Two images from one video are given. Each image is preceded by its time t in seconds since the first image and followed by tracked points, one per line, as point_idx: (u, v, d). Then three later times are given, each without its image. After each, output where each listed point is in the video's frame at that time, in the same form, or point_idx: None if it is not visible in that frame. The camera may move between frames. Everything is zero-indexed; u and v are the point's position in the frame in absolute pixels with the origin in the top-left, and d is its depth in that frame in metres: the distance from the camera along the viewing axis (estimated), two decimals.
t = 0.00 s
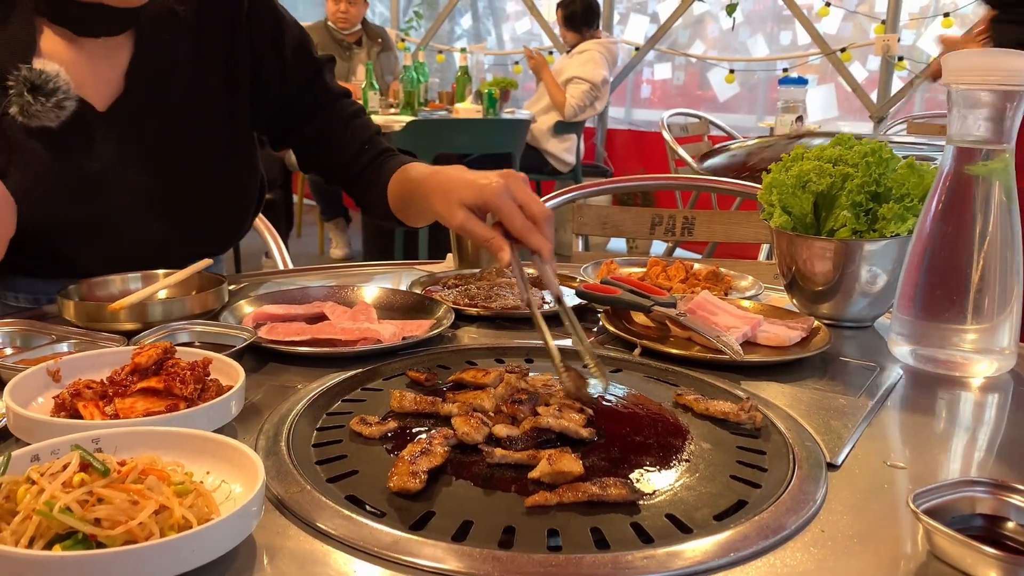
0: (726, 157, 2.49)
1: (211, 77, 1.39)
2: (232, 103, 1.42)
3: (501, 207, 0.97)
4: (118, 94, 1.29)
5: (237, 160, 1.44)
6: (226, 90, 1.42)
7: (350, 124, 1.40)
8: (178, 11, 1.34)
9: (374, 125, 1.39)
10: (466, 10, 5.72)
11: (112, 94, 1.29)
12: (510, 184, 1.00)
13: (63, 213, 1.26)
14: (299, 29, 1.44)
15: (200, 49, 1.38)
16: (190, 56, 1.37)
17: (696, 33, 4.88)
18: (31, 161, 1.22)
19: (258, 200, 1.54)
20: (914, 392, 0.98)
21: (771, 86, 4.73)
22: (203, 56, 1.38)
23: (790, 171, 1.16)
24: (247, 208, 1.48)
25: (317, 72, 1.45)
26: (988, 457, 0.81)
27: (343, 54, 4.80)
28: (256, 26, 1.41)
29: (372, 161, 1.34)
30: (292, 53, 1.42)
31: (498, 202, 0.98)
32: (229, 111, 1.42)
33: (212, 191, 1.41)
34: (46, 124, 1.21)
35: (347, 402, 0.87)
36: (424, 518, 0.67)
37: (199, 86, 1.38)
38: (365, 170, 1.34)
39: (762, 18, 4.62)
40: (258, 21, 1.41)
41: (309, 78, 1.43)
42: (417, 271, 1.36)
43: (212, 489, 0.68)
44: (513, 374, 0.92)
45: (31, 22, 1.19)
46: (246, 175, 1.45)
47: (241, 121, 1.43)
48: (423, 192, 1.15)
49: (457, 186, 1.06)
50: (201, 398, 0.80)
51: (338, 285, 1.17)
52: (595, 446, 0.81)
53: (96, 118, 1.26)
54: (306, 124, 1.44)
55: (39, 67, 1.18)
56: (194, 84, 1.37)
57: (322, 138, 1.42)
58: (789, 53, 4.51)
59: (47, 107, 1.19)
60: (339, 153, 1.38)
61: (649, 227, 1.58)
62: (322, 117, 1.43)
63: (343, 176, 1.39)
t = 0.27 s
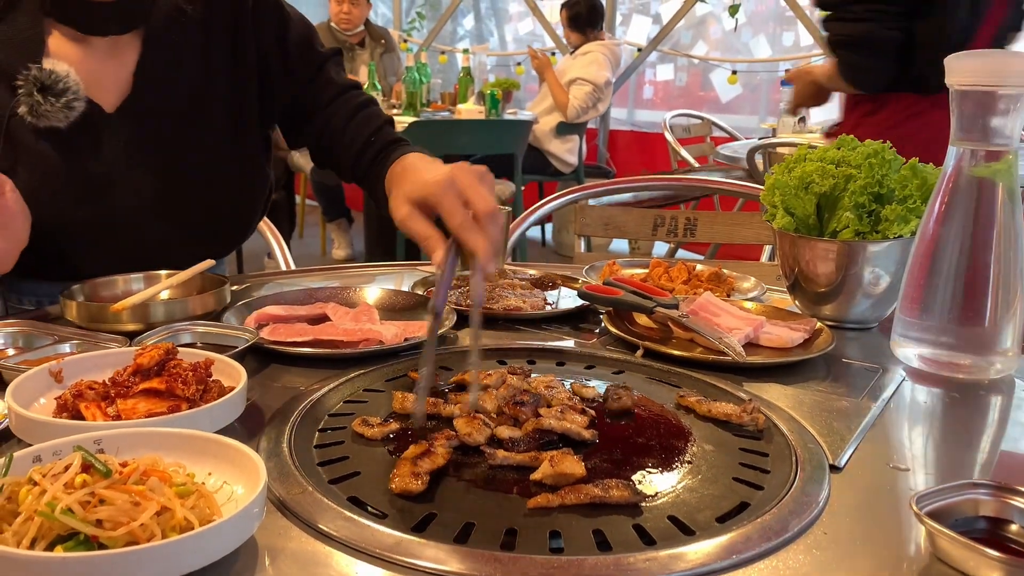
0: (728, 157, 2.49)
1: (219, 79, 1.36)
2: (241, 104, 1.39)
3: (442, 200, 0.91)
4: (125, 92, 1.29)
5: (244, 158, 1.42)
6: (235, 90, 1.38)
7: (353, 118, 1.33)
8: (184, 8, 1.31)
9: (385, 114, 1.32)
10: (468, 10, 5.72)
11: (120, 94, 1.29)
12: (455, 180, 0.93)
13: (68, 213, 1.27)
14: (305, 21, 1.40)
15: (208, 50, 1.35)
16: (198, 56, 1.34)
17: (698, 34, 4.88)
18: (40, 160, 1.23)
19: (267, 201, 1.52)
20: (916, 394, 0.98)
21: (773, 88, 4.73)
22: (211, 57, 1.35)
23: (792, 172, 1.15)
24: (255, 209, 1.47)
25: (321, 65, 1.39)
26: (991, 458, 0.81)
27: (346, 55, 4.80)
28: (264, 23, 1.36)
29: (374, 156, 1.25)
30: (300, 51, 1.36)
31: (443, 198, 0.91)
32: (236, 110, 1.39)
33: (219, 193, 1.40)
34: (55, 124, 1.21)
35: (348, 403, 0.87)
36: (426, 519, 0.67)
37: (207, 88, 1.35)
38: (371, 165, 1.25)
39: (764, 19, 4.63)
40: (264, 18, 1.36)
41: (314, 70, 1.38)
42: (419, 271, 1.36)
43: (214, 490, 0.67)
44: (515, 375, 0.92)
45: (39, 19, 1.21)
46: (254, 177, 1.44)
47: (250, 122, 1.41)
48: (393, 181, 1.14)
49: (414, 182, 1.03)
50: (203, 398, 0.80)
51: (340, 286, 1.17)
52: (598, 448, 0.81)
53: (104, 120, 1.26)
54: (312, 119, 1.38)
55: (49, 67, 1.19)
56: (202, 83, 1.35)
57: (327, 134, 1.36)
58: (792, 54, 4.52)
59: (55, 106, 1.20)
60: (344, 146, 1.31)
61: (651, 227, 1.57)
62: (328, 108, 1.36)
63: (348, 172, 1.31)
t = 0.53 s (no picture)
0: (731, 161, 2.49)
1: (221, 80, 1.36)
2: (243, 106, 1.39)
3: (452, 232, 0.90)
4: (125, 94, 1.29)
5: (248, 162, 1.42)
6: (237, 93, 1.39)
7: (357, 118, 1.33)
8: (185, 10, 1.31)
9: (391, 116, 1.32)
10: (472, 13, 5.72)
11: (121, 96, 1.29)
12: (465, 209, 0.92)
13: (69, 214, 1.26)
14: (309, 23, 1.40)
15: (209, 51, 1.35)
16: (200, 58, 1.34)
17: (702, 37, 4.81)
18: (38, 162, 1.23)
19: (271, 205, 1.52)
20: (918, 398, 0.97)
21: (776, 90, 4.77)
22: (213, 59, 1.35)
23: (795, 176, 1.15)
24: (257, 213, 1.47)
25: (323, 69, 1.38)
26: (992, 464, 0.81)
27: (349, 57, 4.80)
28: (266, 27, 1.36)
29: (382, 157, 1.26)
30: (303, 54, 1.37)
31: (453, 230, 0.91)
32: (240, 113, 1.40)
33: (221, 195, 1.40)
34: (51, 124, 1.21)
35: (349, 406, 0.87)
36: (426, 523, 0.67)
37: (209, 89, 1.36)
38: (377, 165, 1.26)
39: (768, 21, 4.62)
40: (266, 21, 1.36)
41: (317, 71, 1.37)
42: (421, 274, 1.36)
43: (215, 493, 0.68)
44: (517, 380, 0.92)
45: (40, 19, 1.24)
46: (256, 180, 1.44)
47: (253, 125, 1.41)
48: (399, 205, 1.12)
49: (421, 206, 1.02)
50: (205, 401, 0.80)
51: (342, 289, 1.17)
52: (599, 452, 0.81)
53: (104, 121, 1.26)
54: (314, 121, 1.38)
55: (48, 67, 1.21)
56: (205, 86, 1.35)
57: (330, 134, 1.35)
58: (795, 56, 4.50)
59: (52, 106, 1.20)
60: (349, 149, 1.31)
61: (653, 231, 1.57)
62: (332, 110, 1.35)
63: (353, 173, 1.32)
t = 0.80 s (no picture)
0: (739, 166, 2.48)
1: (230, 85, 1.37)
2: (251, 108, 1.41)
3: (521, 173, 0.99)
4: (133, 98, 1.29)
5: (258, 165, 1.43)
6: (246, 95, 1.40)
7: (383, 114, 1.37)
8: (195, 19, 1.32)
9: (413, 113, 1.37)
10: (479, 17, 5.73)
11: (130, 99, 1.29)
12: (531, 154, 1.01)
13: (77, 216, 1.26)
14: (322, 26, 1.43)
15: (218, 56, 1.36)
16: (206, 60, 1.35)
17: (709, 41, 4.81)
18: (45, 167, 1.22)
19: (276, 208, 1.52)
20: (927, 406, 0.97)
21: (784, 95, 4.75)
22: (220, 62, 1.36)
23: (803, 182, 1.15)
24: (264, 215, 1.47)
25: (341, 68, 1.42)
26: (1002, 471, 0.81)
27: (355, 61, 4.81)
28: (280, 28, 1.39)
29: (407, 152, 1.33)
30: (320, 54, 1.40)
31: (521, 170, 0.99)
32: (251, 117, 1.41)
33: (229, 196, 1.40)
34: (59, 130, 1.19)
35: (358, 410, 0.87)
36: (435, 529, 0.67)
37: (216, 92, 1.36)
38: (405, 162, 1.31)
39: (775, 26, 4.59)
40: (281, 22, 1.39)
41: (336, 72, 1.41)
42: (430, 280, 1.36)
43: (225, 497, 0.68)
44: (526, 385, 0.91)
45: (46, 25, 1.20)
46: (264, 183, 1.44)
47: (260, 126, 1.42)
48: (446, 153, 1.19)
49: (481, 142, 1.07)
50: (214, 405, 0.80)
51: (351, 293, 1.17)
52: (608, 458, 0.81)
53: (114, 125, 1.26)
54: (337, 121, 1.42)
55: (56, 72, 1.18)
56: (214, 91, 1.36)
57: (354, 133, 1.39)
58: (803, 61, 4.50)
59: (60, 112, 1.18)
60: (373, 144, 1.35)
61: (661, 236, 1.58)
62: (355, 109, 1.40)
63: (379, 169, 1.36)
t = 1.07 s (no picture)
0: (755, 178, 2.47)
1: (251, 99, 1.38)
2: (276, 127, 1.41)
3: (577, 201, 0.99)
4: (159, 115, 1.29)
5: (278, 181, 1.42)
6: (271, 114, 1.41)
7: (412, 131, 1.36)
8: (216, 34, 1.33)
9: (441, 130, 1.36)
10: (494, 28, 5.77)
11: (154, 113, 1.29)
12: (586, 180, 1.01)
13: (101, 231, 1.27)
14: (348, 45, 1.43)
15: (240, 69, 1.36)
16: (232, 80, 1.35)
17: (724, 53, 4.87)
18: (71, 180, 1.24)
19: (299, 225, 1.52)
20: (949, 424, 0.96)
21: (799, 106, 4.80)
22: (246, 82, 1.37)
23: (824, 197, 1.15)
24: (286, 233, 1.47)
25: (367, 86, 1.41)
26: None
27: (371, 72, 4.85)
28: (306, 50, 1.41)
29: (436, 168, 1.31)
30: (344, 71, 1.39)
31: (576, 197, 0.99)
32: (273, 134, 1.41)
33: (253, 215, 1.40)
34: (85, 145, 1.22)
35: (379, 425, 0.87)
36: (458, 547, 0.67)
37: (239, 106, 1.36)
38: (433, 180, 1.30)
39: (791, 37, 4.68)
40: (307, 43, 1.40)
41: (362, 91, 1.40)
42: (450, 293, 1.35)
43: (249, 513, 0.68)
44: (548, 401, 0.91)
45: (73, 40, 1.24)
46: (286, 199, 1.45)
47: (284, 145, 1.43)
48: (486, 175, 1.20)
49: (537, 172, 1.06)
50: (238, 418, 0.81)
51: (370, 306, 1.18)
52: (630, 476, 0.81)
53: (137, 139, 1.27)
54: (361, 140, 1.41)
55: (85, 90, 1.23)
56: (235, 103, 1.36)
57: (381, 149, 1.37)
58: (818, 73, 4.56)
59: (87, 128, 1.22)
60: (402, 161, 1.34)
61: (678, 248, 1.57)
62: (380, 127, 1.38)
63: (406, 185, 1.35)
